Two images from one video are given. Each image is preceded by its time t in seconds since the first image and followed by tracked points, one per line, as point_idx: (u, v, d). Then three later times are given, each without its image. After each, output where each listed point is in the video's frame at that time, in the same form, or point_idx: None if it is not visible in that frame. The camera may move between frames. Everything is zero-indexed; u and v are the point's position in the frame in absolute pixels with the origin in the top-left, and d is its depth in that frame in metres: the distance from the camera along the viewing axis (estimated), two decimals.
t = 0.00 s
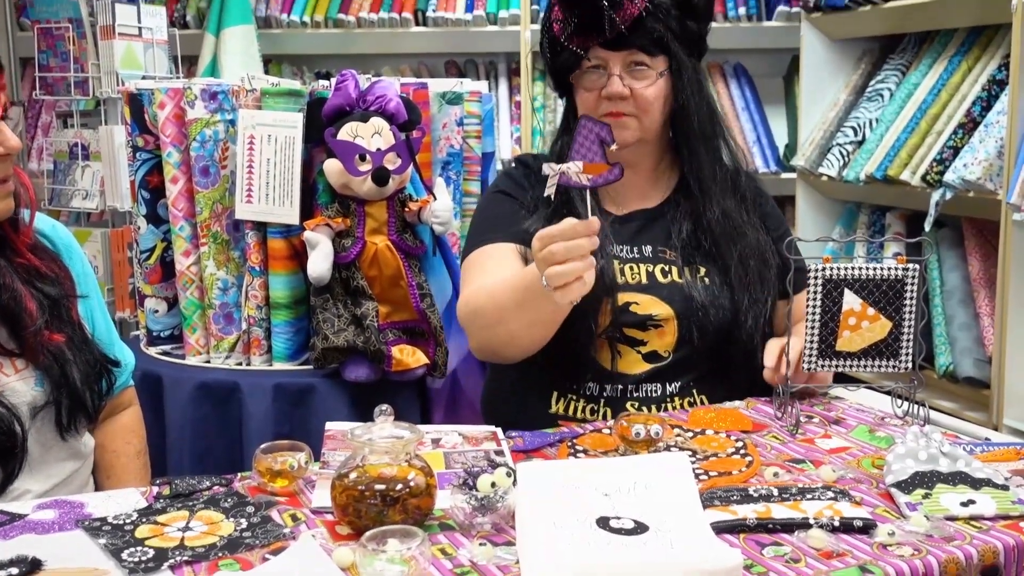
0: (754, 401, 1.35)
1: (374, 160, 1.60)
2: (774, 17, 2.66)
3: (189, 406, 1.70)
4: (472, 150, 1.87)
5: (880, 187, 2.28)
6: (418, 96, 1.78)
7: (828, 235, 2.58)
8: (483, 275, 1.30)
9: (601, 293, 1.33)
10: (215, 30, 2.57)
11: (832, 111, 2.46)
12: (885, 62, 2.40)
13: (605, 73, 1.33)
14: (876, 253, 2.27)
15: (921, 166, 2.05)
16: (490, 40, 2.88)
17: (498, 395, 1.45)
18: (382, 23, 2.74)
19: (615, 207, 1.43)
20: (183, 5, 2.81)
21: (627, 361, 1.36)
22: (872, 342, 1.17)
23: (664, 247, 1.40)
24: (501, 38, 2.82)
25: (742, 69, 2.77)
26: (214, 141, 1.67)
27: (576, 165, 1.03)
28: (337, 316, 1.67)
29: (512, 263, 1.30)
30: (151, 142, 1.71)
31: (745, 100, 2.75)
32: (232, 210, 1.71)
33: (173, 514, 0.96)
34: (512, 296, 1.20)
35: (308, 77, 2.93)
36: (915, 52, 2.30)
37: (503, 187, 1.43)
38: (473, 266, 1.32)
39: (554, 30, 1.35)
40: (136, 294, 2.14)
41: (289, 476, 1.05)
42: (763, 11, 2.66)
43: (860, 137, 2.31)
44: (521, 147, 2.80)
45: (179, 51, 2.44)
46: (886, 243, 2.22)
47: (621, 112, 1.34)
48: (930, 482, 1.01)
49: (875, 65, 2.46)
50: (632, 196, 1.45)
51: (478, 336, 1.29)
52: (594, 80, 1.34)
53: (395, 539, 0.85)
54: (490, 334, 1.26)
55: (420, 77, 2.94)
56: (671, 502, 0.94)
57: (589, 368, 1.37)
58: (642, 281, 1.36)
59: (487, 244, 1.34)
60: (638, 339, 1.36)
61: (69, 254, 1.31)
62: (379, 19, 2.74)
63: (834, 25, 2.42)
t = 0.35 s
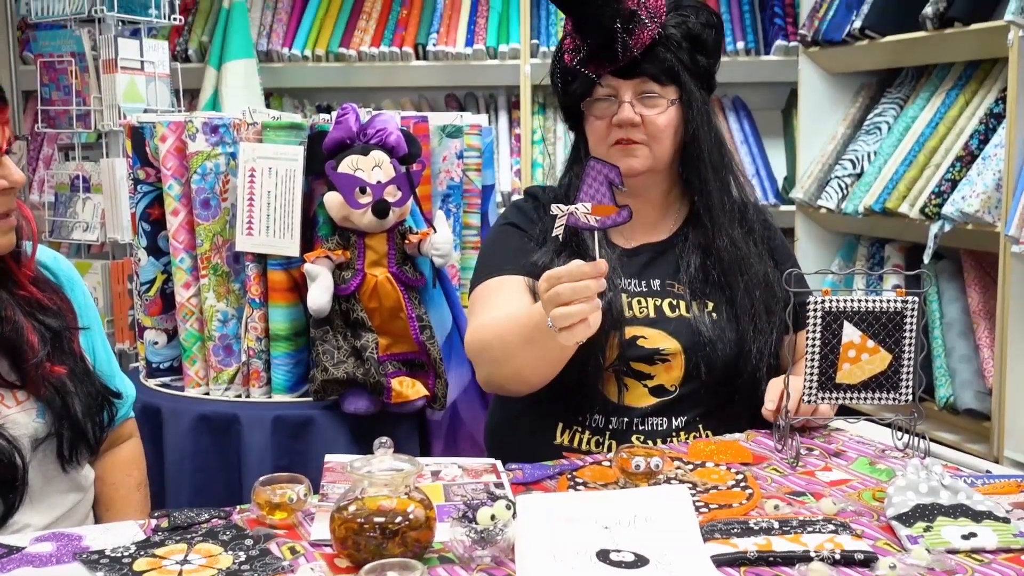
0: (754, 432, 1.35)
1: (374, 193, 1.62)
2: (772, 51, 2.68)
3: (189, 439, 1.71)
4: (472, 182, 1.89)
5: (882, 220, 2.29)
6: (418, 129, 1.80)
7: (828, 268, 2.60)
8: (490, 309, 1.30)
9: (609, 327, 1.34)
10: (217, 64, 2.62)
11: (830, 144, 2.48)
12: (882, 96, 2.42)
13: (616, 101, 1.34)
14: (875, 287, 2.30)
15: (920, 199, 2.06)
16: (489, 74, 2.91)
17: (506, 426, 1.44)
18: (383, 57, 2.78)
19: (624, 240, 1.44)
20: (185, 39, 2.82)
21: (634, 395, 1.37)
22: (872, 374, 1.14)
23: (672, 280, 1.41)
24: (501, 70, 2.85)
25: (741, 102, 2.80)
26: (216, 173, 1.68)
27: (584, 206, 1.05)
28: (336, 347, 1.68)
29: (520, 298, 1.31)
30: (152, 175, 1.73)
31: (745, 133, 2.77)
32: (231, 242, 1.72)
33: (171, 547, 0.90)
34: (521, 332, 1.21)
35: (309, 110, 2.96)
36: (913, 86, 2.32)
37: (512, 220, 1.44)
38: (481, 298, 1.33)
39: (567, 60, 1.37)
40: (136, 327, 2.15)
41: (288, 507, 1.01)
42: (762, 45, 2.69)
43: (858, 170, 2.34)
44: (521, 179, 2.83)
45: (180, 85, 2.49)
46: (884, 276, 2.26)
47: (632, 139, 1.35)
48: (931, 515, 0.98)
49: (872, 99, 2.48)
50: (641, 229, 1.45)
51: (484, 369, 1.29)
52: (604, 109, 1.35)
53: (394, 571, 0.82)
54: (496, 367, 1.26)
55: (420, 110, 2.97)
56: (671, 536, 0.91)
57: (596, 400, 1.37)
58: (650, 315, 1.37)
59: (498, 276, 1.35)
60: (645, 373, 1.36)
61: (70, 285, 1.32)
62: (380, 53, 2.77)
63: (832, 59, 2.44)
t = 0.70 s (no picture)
0: (755, 440, 1.35)
1: (374, 201, 1.62)
2: (772, 59, 2.68)
3: (188, 446, 1.70)
4: (472, 190, 1.90)
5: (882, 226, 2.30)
6: (419, 137, 1.80)
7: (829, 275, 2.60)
8: (490, 318, 1.30)
9: (611, 336, 1.33)
10: (217, 72, 2.62)
11: (830, 151, 2.48)
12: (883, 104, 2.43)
13: (617, 109, 1.35)
14: (876, 293, 2.30)
15: (920, 207, 2.07)
16: (489, 82, 2.91)
17: (507, 434, 1.44)
18: (384, 65, 2.78)
19: (627, 249, 1.44)
20: (186, 47, 2.83)
21: (636, 403, 1.37)
22: (872, 381, 1.14)
23: (675, 289, 1.41)
24: (501, 79, 2.86)
25: (741, 110, 2.81)
26: (216, 181, 1.69)
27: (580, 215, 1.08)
28: (337, 355, 1.68)
29: (522, 308, 1.31)
30: (152, 183, 1.74)
31: (745, 141, 2.77)
32: (232, 249, 1.73)
33: (171, 555, 0.89)
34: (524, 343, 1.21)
35: (310, 118, 2.97)
36: (913, 94, 2.32)
37: (515, 227, 1.45)
38: (484, 305, 1.34)
39: (567, 70, 1.38)
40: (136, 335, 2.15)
41: (287, 515, 1.01)
42: (762, 52, 2.69)
43: (858, 177, 2.34)
44: (521, 186, 2.83)
45: (182, 94, 2.50)
46: (885, 283, 2.25)
47: (634, 148, 1.35)
48: (932, 523, 0.98)
49: (872, 107, 2.48)
50: (642, 237, 1.45)
51: (484, 378, 1.29)
52: (606, 116, 1.35)
53: None
54: (497, 377, 1.26)
55: (420, 118, 2.97)
56: (672, 544, 0.91)
57: (597, 409, 1.37)
58: (653, 323, 1.37)
59: (500, 283, 1.35)
60: (647, 381, 1.36)
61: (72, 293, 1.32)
62: (381, 61, 2.77)
63: (833, 67, 2.45)
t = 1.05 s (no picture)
0: (758, 439, 1.35)
1: (376, 200, 1.62)
2: (774, 58, 2.68)
3: (190, 445, 1.71)
4: (474, 189, 1.91)
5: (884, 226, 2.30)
6: (420, 135, 1.81)
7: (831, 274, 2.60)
8: (491, 318, 1.29)
9: (614, 336, 1.34)
10: (221, 71, 2.63)
11: (833, 151, 2.48)
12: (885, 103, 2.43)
13: (620, 110, 1.35)
14: (878, 293, 2.30)
15: (923, 206, 2.07)
16: (491, 81, 2.92)
17: (509, 434, 1.43)
18: (386, 63, 2.78)
19: (630, 250, 1.44)
20: (188, 46, 2.84)
21: (638, 402, 1.37)
22: (875, 380, 1.13)
23: (678, 289, 1.41)
24: (502, 78, 2.86)
25: (743, 109, 2.80)
26: (218, 180, 1.69)
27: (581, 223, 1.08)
28: (339, 353, 1.68)
29: (522, 309, 1.30)
30: (155, 181, 1.74)
31: (748, 140, 2.77)
32: (234, 248, 1.73)
33: (173, 554, 0.89)
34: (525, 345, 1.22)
35: (312, 116, 2.97)
36: (915, 93, 2.32)
37: (517, 228, 1.45)
38: (485, 305, 1.34)
39: (571, 69, 1.38)
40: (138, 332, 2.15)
41: (289, 513, 1.01)
42: (764, 51, 2.70)
43: (861, 177, 2.34)
44: (523, 185, 2.83)
45: (184, 93, 2.50)
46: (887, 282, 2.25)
47: (636, 150, 1.35)
48: (934, 522, 0.98)
49: (875, 106, 2.48)
50: (644, 238, 1.45)
51: (485, 381, 1.29)
52: (608, 118, 1.35)
53: None
54: (498, 380, 1.26)
55: (422, 116, 2.97)
56: (674, 543, 0.91)
57: (600, 408, 1.37)
58: (655, 324, 1.37)
59: (502, 283, 1.35)
60: (650, 381, 1.36)
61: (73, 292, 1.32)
62: (383, 61, 2.77)
63: (835, 66, 2.45)
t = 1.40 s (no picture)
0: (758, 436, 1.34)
1: (378, 198, 1.62)
2: (776, 56, 2.68)
3: (192, 442, 1.71)
4: (475, 186, 1.92)
5: (884, 223, 2.29)
6: (421, 133, 1.81)
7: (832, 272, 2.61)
8: (490, 324, 1.30)
9: (610, 335, 1.33)
10: (222, 68, 2.64)
11: (835, 147, 2.48)
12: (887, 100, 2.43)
13: (634, 107, 1.34)
14: (880, 291, 2.29)
15: (924, 203, 2.07)
16: (493, 78, 2.91)
17: (508, 433, 1.43)
18: (388, 61, 2.78)
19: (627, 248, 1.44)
20: (190, 43, 2.84)
21: (636, 400, 1.37)
22: (876, 378, 1.13)
23: (674, 286, 1.40)
24: (504, 75, 2.86)
25: (744, 107, 2.80)
26: (220, 177, 1.69)
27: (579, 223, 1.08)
28: (340, 351, 1.68)
29: (518, 314, 1.31)
30: (157, 179, 1.74)
31: (748, 137, 2.77)
32: (236, 245, 1.73)
33: (175, 551, 0.89)
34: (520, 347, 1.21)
35: (314, 114, 2.97)
36: (917, 91, 2.32)
37: (511, 230, 1.44)
38: (485, 306, 1.34)
39: (588, 57, 1.34)
40: (140, 330, 2.15)
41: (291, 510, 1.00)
42: (765, 49, 2.70)
43: (863, 174, 2.34)
44: (525, 183, 2.83)
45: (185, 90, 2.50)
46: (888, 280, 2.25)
47: (644, 148, 1.35)
48: (935, 520, 0.98)
49: (876, 103, 2.49)
50: (641, 236, 1.45)
51: (484, 382, 1.29)
52: (621, 111, 1.35)
53: None
54: (497, 382, 1.26)
55: (424, 114, 2.97)
56: (676, 541, 0.91)
57: (598, 407, 1.37)
58: (651, 322, 1.36)
59: (499, 286, 1.35)
60: (647, 380, 1.36)
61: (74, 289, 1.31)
62: (384, 58, 2.77)
63: (837, 64, 2.45)
